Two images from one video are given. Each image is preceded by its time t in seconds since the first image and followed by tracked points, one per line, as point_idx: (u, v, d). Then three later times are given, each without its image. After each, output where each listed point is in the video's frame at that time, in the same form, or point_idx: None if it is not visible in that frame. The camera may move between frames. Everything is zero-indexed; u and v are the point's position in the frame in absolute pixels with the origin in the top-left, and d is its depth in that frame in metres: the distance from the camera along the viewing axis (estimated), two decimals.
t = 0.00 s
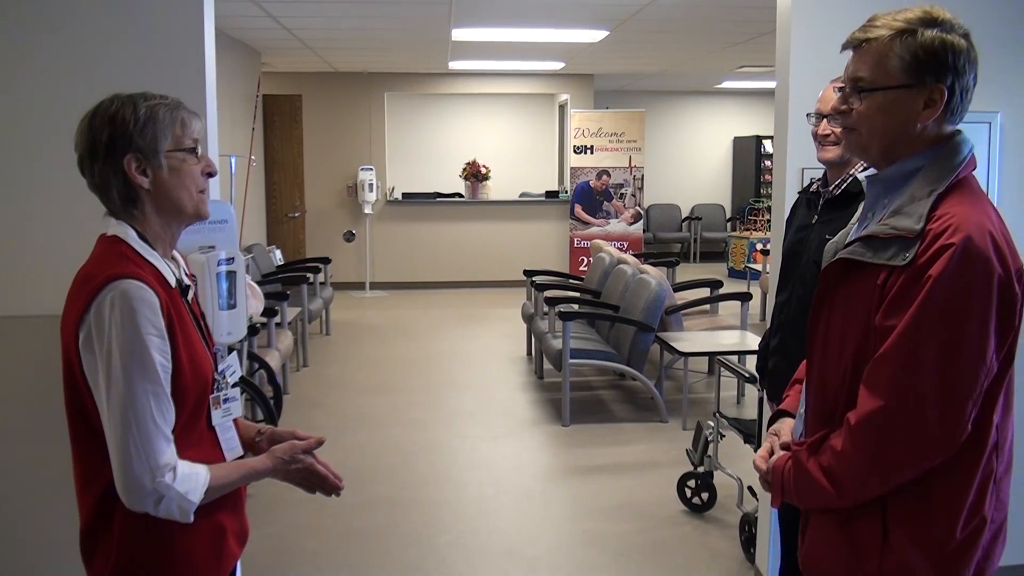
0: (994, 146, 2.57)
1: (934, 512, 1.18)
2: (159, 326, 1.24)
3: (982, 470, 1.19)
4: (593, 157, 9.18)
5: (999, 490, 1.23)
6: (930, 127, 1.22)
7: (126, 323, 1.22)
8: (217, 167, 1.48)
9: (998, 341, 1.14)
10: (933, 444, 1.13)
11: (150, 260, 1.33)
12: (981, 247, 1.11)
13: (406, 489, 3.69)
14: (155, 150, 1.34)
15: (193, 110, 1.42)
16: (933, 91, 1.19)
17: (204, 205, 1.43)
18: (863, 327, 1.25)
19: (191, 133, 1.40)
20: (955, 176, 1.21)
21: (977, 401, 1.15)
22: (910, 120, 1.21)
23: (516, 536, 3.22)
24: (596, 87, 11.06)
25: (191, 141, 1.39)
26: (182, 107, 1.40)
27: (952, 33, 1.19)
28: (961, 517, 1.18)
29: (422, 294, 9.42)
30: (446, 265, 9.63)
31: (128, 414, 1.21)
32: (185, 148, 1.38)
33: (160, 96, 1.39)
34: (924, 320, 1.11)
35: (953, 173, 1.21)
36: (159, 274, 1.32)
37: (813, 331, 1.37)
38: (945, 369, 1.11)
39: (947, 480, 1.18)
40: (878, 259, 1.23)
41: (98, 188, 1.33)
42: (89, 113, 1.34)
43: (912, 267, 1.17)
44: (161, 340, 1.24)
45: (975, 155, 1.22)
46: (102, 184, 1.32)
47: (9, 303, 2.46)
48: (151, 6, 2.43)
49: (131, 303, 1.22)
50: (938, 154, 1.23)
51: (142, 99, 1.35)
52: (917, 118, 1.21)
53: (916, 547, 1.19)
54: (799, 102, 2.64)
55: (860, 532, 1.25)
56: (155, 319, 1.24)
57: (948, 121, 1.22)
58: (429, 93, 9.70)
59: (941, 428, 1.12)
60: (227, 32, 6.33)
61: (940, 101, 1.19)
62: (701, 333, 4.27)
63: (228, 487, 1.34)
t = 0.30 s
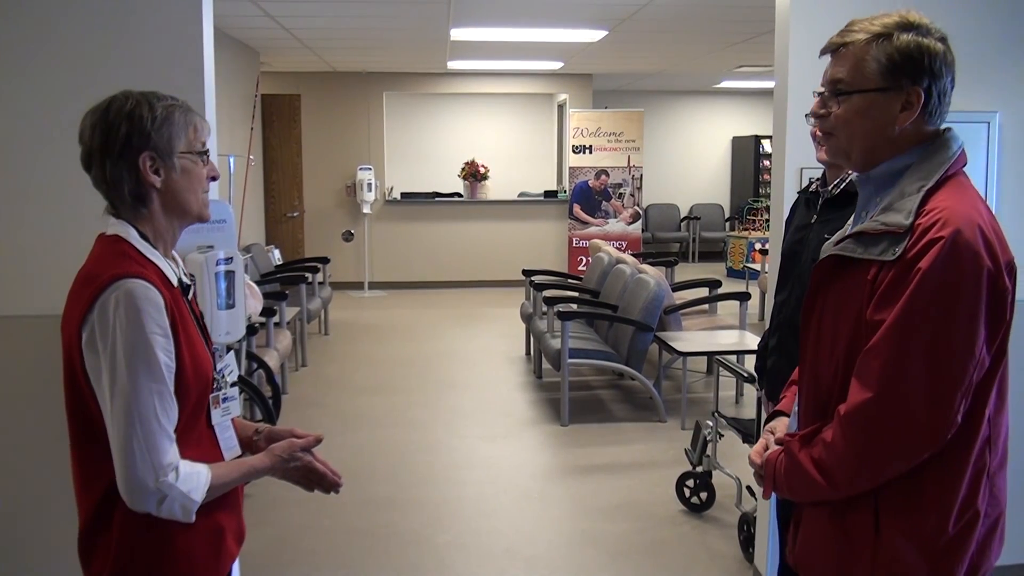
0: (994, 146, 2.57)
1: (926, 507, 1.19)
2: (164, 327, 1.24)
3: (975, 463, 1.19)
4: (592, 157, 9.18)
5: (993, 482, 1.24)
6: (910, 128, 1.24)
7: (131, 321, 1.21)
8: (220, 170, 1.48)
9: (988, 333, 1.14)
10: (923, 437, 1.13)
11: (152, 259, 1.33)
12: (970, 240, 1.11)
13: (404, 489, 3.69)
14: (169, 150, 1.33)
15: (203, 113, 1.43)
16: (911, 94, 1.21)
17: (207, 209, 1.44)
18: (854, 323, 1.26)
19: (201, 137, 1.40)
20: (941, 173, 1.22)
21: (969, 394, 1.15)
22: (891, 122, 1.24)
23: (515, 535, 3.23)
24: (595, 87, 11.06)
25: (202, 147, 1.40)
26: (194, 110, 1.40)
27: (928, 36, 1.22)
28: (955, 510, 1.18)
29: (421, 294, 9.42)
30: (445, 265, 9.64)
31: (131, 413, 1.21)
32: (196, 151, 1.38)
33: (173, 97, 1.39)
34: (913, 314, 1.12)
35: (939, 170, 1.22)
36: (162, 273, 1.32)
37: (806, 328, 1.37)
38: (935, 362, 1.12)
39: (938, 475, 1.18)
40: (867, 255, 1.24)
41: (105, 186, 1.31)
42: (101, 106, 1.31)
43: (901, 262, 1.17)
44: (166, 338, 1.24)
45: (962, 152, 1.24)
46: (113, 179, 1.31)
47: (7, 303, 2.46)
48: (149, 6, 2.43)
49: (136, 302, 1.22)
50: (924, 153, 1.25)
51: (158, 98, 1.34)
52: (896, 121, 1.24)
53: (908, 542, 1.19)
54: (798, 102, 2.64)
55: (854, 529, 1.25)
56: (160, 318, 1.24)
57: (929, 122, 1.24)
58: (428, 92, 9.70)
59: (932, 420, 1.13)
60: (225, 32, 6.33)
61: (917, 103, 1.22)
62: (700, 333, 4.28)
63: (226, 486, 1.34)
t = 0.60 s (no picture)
0: (993, 147, 2.57)
1: (920, 504, 1.19)
2: (154, 328, 1.24)
3: (969, 461, 1.19)
4: (591, 156, 9.19)
5: (988, 479, 1.24)
6: (909, 126, 1.24)
7: (119, 323, 1.21)
8: (222, 164, 1.48)
9: (979, 330, 1.14)
10: (915, 435, 1.13)
11: (144, 259, 1.32)
12: (959, 238, 1.12)
13: (403, 489, 3.69)
14: (175, 151, 1.33)
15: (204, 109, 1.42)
16: (913, 92, 1.22)
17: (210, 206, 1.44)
18: (846, 321, 1.26)
19: (204, 133, 1.40)
20: (933, 172, 1.22)
21: (962, 391, 1.15)
22: (892, 120, 1.24)
23: (514, 535, 3.23)
24: (594, 87, 11.06)
25: (205, 144, 1.40)
26: (195, 107, 1.40)
27: (932, 35, 1.22)
28: (949, 507, 1.18)
29: (420, 294, 9.42)
30: (444, 265, 9.63)
31: (124, 416, 1.20)
32: (200, 149, 1.38)
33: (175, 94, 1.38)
34: (903, 312, 1.12)
35: (931, 169, 1.22)
36: (151, 272, 1.31)
37: (799, 328, 1.37)
38: (925, 360, 1.12)
39: (932, 473, 1.18)
40: (859, 254, 1.24)
41: (111, 188, 1.32)
42: (103, 107, 1.31)
43: (891, 260, 1.18)
44: (153, 340, 1.24)
45: (956, 150, 1.25)
46: (118, 184, 1.31)
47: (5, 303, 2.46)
48: (147, 6, 2.43)
49: (125, 303, 1.22)
50: (919, 152, 1.25)
51: (160, 98, 1.34)
52: (897, 119, 1.24)
53: (903, 540, 1.19)
54: (797, 103, 2.64)
55: (848, 528, 1.25)
56: (148, 319, 1.23)
57: (927, 120, 1.24)
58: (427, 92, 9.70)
59: (923, 418, 1.13)
60: (225, 32, 6.33)
61: (919, 101, 1.22)
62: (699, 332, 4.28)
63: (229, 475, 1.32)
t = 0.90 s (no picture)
0: (992, 146, 2.57)
1: (921, 504, 1.19)
2: (143, 342, 1.20)
3: (971, 460, 1.19)
4: (591, 156, 9.18)
5: (989, 478, 1.24)
6: (908, 126, 1.24)
7: (113, 337, 1.18)
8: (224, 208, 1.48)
9: (979, 328, 1.14)
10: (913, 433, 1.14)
11: (141, 270, 1.29)
12: (959, 236, 1.12)
13: (402, 488, 3.69)
14: (221, 186, 1.33)
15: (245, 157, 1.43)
16: (913, 92, 1.22)
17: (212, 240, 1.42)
18: (846, 320, 1.26)
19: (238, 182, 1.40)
20: (933, 171, 1.22)
21: (962, 390, 1.15)
22: (893, 120, 1.24)
23: (513, 535, 3.22)
24: (593, 86, 11.06)
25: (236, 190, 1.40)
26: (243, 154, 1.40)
27: (930, 35, 1.22)
28: (950, 505, 1.18)
29: (418, 293, 9.42)
30: (443, 264, 9.63)
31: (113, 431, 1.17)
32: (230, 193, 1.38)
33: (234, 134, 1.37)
34: (903, 309, 1.12)
35: (931, 167, 1.22)
36: (150, 286, 1.29)
37: (798, 328, 1.38)
38: (925, 357, 1.12)
39: (932, 471, 1.18)
40: (859, 252, 1.24)
41: (151, 194, 1.27)
42: (177, 117, 1.27)
43: (891, 258, 1.18)
44: (144, 355, 1.20)
45: (955, 150, 1.25)
46: (161, 192, 1.27)
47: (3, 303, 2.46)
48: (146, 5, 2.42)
49: (118, 319, 1.19)
50: (918, 151, 1.25)
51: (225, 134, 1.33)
52: (897, 118, 1.24)
53: (903, 540, 1.19)
54: (795, 102, 2.64)
55: (849, 527, 1.25)
56: (140, 333, 1.20)
57: (927, 120, 1.24)
58: (426, 91, 9.70)
59: (923, 416, 1.13)
60: (224, 31, 6.33)
61: (919, 101, 1.22)
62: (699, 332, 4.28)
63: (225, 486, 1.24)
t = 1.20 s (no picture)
0: (991, 145, 2.57)
1: (924, 503, 1.19)
2: (172, 347, 1.20)
3: (975, 460, 1.19)
4: (590, 156, 9.18)
5: (992, 479, 1.24)
6: (909, 125, 1.24)
7: (140, 339, 1.17)
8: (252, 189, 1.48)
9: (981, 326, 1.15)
10: (918, 431, 1.14)
11: (176, 272, 1.29)
12: (962, 233, 1.12)
13: (401, 488, 3.69)
14: (241, 173, 1.33)
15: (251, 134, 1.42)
16: (913, 90, 1.21)
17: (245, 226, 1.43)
18: (847, 319, 1.26)
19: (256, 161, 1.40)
20: (934, 169, 1.22)
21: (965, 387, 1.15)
22: (894, 118, 1.24)
23: (513, 535, 3.22)
24: (593, 86, 11.07)
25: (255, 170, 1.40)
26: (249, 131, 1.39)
27: (930, 34, 1.22)
28: (953, 505, 1.18)
29: (418, 293, 9.41)
30: (442, 264, 9.63)
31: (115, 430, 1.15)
32: (252, 174, 1.38)
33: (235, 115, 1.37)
34: (907, 306, 1.12)
35: (932, 166, 1.22)
36: (183, 288, 1.28)
37: (799, 329, 1.38)
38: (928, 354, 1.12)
39: (934, 471, 1.18)
40: (861, 250, 1.24)
41: (178, 200, 1.28)
42: (177, 114, 1.26)
43: (894, 256, 1.18)
44: (170, 362, 1.20)
45: (958, 149, 1.24)
46: (185, 195, 1.27)
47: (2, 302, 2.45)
48: (146, 4, 2.42)
49: (152, 323, 1.18)
50: (920, 150, 1.25)
51: (229, 118, 1.33)
52: (898, 116, 1.24)
53: (905, 540, 1.19)
54: (795, 102, 2.64)
55: (851, 527, 1.25)
56: (170, 340, 1.20)
57: (927, 119, 1.24)
58: (426, 91, 9.69)
59: (927, 414, 1.13)
60: (224, 31, 6.33)
61: (919, 99, 1.22)
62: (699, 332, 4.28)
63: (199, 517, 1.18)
